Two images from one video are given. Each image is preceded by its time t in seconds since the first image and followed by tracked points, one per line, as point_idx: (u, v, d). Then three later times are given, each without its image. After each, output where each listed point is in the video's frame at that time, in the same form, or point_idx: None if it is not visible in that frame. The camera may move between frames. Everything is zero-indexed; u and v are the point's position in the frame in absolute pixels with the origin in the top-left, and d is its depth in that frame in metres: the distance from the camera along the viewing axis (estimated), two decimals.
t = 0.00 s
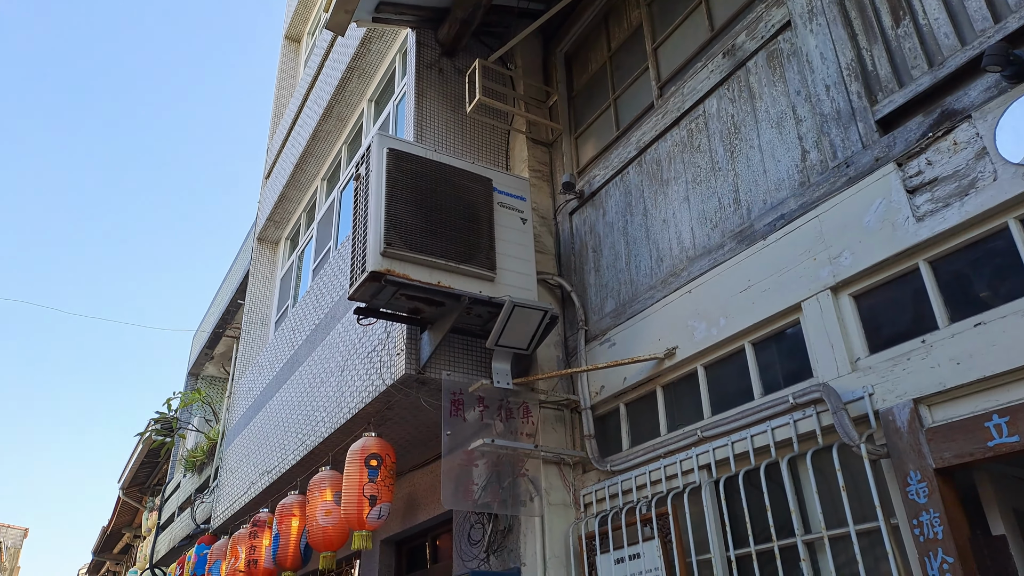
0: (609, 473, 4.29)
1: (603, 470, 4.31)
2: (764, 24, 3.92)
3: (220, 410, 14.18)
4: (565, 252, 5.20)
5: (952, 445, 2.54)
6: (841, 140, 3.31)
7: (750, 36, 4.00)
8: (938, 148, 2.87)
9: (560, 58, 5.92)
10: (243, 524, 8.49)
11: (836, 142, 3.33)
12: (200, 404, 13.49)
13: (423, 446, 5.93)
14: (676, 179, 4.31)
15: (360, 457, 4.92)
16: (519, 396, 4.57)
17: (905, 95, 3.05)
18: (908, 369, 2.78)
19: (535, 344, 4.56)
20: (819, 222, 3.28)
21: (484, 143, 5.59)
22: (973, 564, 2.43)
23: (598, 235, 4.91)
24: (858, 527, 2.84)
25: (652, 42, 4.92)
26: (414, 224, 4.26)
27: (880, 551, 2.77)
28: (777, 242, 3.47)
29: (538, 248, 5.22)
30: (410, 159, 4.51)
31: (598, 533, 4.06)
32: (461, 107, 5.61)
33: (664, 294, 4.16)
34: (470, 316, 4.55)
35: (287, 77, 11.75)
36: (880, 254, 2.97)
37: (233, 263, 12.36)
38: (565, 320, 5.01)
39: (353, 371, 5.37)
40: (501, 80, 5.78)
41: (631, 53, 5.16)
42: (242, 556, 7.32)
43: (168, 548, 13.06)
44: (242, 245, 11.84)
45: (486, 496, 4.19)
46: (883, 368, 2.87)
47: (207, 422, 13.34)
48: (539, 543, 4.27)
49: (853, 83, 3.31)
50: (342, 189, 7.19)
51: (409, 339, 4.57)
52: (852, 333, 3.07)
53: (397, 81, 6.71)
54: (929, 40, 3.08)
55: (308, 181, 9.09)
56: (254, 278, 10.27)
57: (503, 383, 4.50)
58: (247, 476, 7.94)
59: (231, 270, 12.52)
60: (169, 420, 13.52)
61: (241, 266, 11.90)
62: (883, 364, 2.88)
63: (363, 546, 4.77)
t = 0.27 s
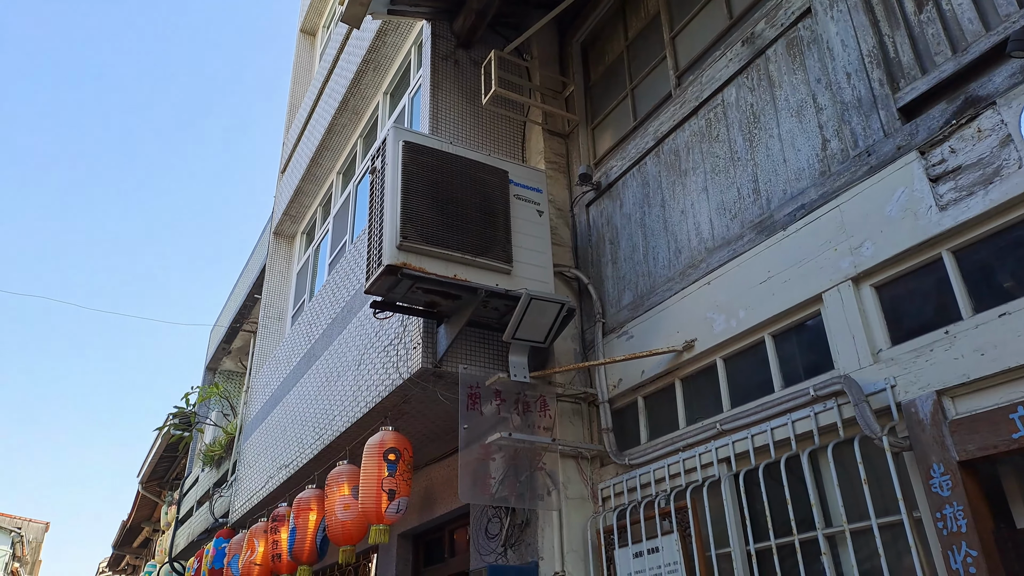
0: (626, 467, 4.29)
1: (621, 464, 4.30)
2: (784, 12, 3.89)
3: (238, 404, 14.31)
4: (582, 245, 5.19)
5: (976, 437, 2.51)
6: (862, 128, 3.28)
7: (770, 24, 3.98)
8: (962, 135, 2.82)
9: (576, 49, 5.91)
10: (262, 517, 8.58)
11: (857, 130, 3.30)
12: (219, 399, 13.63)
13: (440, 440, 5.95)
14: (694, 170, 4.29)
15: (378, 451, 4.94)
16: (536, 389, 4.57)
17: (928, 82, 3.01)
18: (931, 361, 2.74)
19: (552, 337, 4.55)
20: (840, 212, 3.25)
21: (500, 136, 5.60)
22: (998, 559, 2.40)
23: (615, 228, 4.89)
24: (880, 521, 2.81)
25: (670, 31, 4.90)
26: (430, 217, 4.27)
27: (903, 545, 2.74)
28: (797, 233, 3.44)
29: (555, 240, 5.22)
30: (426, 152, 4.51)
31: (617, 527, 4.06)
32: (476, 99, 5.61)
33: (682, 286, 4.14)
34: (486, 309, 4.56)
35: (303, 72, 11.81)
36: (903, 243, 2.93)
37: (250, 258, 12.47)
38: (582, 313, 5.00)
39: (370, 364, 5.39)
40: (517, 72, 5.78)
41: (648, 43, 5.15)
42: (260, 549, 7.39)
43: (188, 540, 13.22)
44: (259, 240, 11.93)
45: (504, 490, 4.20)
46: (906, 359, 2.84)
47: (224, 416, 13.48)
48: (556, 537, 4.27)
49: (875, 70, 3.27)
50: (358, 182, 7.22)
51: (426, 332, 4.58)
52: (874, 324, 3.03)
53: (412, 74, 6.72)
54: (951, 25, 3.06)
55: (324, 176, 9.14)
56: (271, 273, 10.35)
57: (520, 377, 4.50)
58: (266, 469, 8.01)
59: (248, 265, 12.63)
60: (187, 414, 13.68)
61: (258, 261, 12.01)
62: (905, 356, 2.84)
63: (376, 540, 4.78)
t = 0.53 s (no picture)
0: (638, 460, 4.29)
1: (633, 457, 4.31)
2: (794, 2, 3.87)
3: (251, 400, 14.42)
4: (592, 238, 5.18)
5: (992, 428, 2.49)
6: (875, 118, 3.25)
7: (781, 14, 3.96)
8: (976, 124, 2.80)
9: (585, 42, 5.90)
10: (276, 512, 8.65)
11: (870, 120, 3.28)
12: (231, 395, 13.73)
13: (452, 434, 5.97)
14: (705, 162, 4.27)
15: (390, 444, 4.97)
16: (547, 383, 4.58)
17: (942, 70, 2.98)
18: (946, 351, 2.72)
19: (563, 331, 4.55)
20: (853, 202, 3.22)
21: (509, 130, 5.60)
22: (1014, 550, 2.39)
23: (625, 220, 4.88)
24: (895, 513, 2.80)
25: (680, 23, 4.89)
26: (440, 212, 4.28)
27: (917, 537, 2.73)
28: (810, 224, 3.43)
29: (565, 234, 5.21)
30: (436, 147, 4.52)
31: (629, 520, 4.06)
32: (485, 93, 5.62)
33: (694, 279, 4.13)
34: (497, 303, 4.56)
35: (312, 68, 11.85)
36: (916, 233, 2.91)
37: (261, 255, 12.54)
38: (592, 306, 5.00)
39: (382, 359, 5.42)
40: (526, 66, 5.77)
41: (658, 35, 5.14)
42: (274, 543, 7.45)
43: (202, 536, 13.35)
44: (270, 236, 12.00)
45: (515, 483, 4.21)
46: (920, 350, 2.82)
47: (237, 412, 13.59)
48: (569, 530, 4.29)
49: (888, 59, 3.25)
50: (367, 178, 7.24)
51: (436, 327, 4.60)
52: (887, 315, 3.02)
53: (421, 69, 6.72)
54: (965, 13, 3.03)
55: (334, 172, 9.17)
56: (282, 269, 10.41)
57: (531, 370, 4.51)
58: (278, 465, 8.07)
59: (259, 262, 12.70)
60: (200, 410, 13.80)
61: (269, 258, 12.08)
62: (920, 347, 2.82)
63: (391, 533, 4.82)
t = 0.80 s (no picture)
0: (652, 447, 4.29)
1: (647, 444, 4.31)
2: None
3: (265, 390, 14.54)
4: (604, 225, 5.15)
5: (1012, 413, 2.46)
6: (892, 100, 3.20)
7: None
8: (997, 105, 2.75)
9: (596, 27, 5.84)
10: (292, 500, 8.74)
11: (887, 102, 3.22)
12: (246, 384, 13.86)
13: (465, 422, 6.00)
14: (719, 147, 4.23)
15: (403, 430, 5.00)
16: (560, 371, 4.58)
17: (962, 50, 2.92)
18: (965, 336, 2.69)
19: (575, 318, 4.54)
20: (869, 186, 3.18)
21: (520, 117, 5.57)
22: None
23: (637, 207, 4.85)
24: (912, 499, 2.78)
25: (693, 6, 4.83)
26: (451, 200, 4.27)
27: (935, 523, 2.71)
28: (825, 208, 3.39)
29: (577, 221, 5.19)
30: (446, 134, 4.50)
31: (643, 507, 4.07)
32: (496, 80, 5.59)
33: (707, 265, 4.10)
34: (508, 291, 4.55)
35: (321, 57, 11.84)
36: (935, 217, 2.86)
37: (273, 245, 12.60)
38: (605, 294, 4.98)
39: (394, 348, 5.44)
40: (536, 52, 5.73)
41: (670, 18, 5.08)
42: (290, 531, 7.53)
43: (219, 524, 13.52)
44: (281, 226, 12.05)
45: (529, 471, 4.22)
46: (938, 335, 2.79)
47: (251, 402, 13.73)
48: (583, 517, 4.30)
49: (906, 40, 3.20)
50: (378, 167, 7.24)
51: (448, 316, 4.60)
52: (905, 300, 2.98)
53: (430, 57, 6.69)
54: None
55: (344, 162, 9.18)
56: (294, 259, 10.46)
57: (544, 358, 4.50)
58: (293, 453, 8.14)
59: (271, 252, 12.77)
60: (216, 400, 13.95)
61: (281, 248, 12.13)
62: (938, 332, 2.79)
63: (403, 518, 4.81)
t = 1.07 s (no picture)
0: (669, 437, 4.28)
1: (663, 434, 4.30)
2: None
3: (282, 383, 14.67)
4: (618, 215, 5.13)
5: None
6: (910, 82, 3.16)
7: None
8: (1018, 86, 2.70)
9: (608, 15, 5.80)
10: (310, 492, 8.84)
11: (905, 85, 3.18)
12: (264, 378, 13.99)
13: (481, 414, 6.02)
14: (734, 133, 4.20)
15: (417, 421, 5.03)
16: (575, 361, 4.57)
17: (982, 30, 2.87)
18: (987, 322, 2.65)
19: (590, 308, 4.53)
20: (888, 171, 3.14)
21: (532, 107, 5.56)
22: None
23: (652, 195, 4.83)
24: (933, 487, 2.76)
25: None
26: (464, 192, 4.26)
27: (957, 511, 2.69)
28: (843, 194, 3.35)
29: (591, 211, 5.18)
30: (458, 126, 4.49)
31: (660, 497, 4.07)
32: (508, 71, 5.59)
33: (723, 253, 4.08)
34: (523, 282, 4.55)
35: (333, 50, 11.86)
36: (955, 201, 2.82)
37: (288, 239, 12.68)
38: (620, 283, 4.97)
39: (410, 341, 5.46)
40: (548, 41, 5.71)
41: (683, 4, 5.04)
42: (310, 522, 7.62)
43: (239, 516, 13.69)
44: (296, 220, 12.12)
45: (545, 462, 4.23)
46: (959, 321, 2.75)
47: (269, 395, 13.87)
48: (600, 506, 4.31)
49: (924, 21, 3.15)
50: (391, 160, 7.26)
51: (463, 307, 4.60)
52: (925, 286, 2.94)
53: (442, 48, 6.68)
54: None
55: (357, 155, 9.20)
56: (309, 253, 10.52)
57: (559, 349, 4.50)
58: (311, 445, 8.22)
59: (286, 246, 12.86)
60: (234, 394, 14.11)
61: (296, 242, 12.21)
62: (959, 318, 2.75)
63: (412, 507, 4.87)
